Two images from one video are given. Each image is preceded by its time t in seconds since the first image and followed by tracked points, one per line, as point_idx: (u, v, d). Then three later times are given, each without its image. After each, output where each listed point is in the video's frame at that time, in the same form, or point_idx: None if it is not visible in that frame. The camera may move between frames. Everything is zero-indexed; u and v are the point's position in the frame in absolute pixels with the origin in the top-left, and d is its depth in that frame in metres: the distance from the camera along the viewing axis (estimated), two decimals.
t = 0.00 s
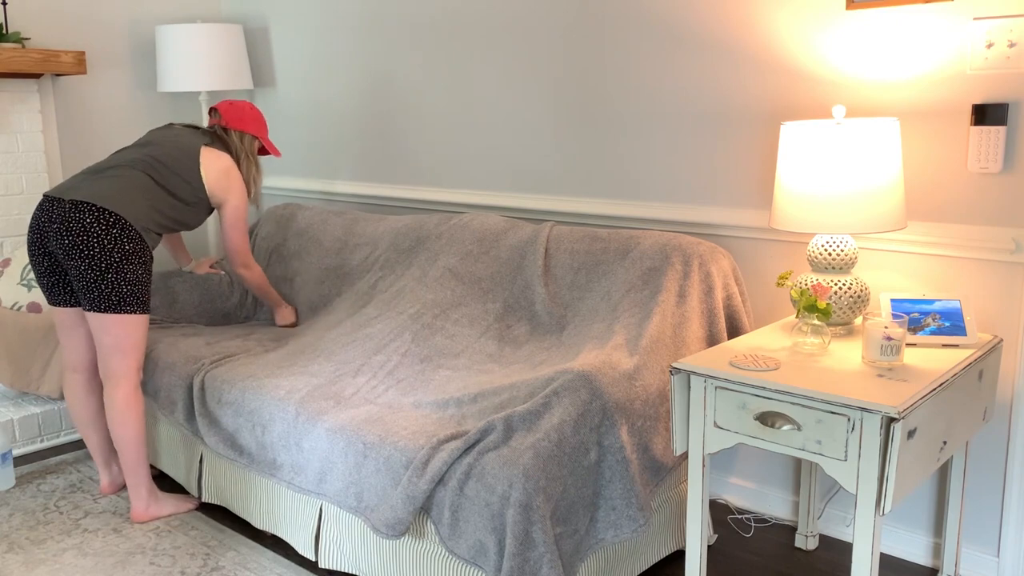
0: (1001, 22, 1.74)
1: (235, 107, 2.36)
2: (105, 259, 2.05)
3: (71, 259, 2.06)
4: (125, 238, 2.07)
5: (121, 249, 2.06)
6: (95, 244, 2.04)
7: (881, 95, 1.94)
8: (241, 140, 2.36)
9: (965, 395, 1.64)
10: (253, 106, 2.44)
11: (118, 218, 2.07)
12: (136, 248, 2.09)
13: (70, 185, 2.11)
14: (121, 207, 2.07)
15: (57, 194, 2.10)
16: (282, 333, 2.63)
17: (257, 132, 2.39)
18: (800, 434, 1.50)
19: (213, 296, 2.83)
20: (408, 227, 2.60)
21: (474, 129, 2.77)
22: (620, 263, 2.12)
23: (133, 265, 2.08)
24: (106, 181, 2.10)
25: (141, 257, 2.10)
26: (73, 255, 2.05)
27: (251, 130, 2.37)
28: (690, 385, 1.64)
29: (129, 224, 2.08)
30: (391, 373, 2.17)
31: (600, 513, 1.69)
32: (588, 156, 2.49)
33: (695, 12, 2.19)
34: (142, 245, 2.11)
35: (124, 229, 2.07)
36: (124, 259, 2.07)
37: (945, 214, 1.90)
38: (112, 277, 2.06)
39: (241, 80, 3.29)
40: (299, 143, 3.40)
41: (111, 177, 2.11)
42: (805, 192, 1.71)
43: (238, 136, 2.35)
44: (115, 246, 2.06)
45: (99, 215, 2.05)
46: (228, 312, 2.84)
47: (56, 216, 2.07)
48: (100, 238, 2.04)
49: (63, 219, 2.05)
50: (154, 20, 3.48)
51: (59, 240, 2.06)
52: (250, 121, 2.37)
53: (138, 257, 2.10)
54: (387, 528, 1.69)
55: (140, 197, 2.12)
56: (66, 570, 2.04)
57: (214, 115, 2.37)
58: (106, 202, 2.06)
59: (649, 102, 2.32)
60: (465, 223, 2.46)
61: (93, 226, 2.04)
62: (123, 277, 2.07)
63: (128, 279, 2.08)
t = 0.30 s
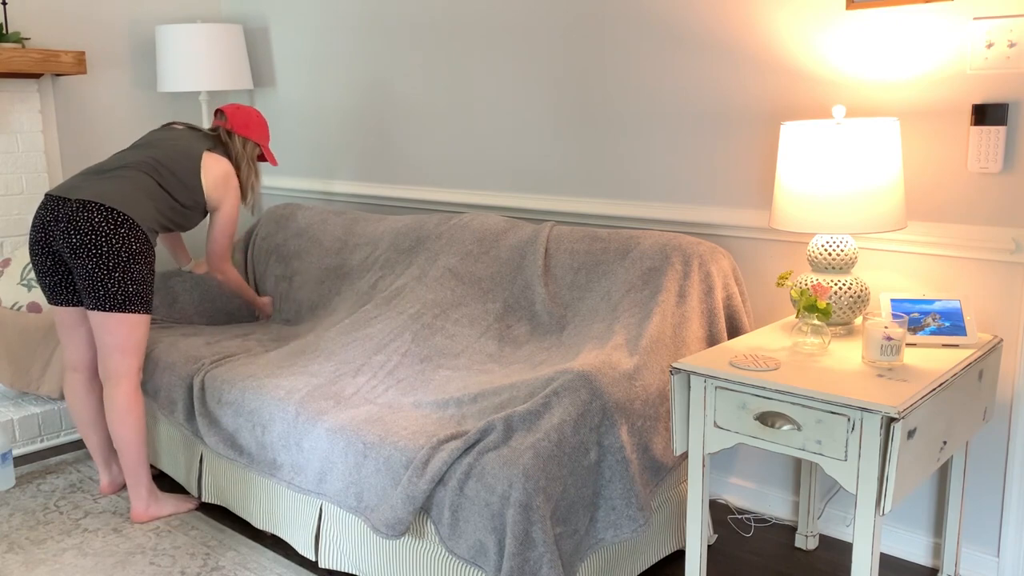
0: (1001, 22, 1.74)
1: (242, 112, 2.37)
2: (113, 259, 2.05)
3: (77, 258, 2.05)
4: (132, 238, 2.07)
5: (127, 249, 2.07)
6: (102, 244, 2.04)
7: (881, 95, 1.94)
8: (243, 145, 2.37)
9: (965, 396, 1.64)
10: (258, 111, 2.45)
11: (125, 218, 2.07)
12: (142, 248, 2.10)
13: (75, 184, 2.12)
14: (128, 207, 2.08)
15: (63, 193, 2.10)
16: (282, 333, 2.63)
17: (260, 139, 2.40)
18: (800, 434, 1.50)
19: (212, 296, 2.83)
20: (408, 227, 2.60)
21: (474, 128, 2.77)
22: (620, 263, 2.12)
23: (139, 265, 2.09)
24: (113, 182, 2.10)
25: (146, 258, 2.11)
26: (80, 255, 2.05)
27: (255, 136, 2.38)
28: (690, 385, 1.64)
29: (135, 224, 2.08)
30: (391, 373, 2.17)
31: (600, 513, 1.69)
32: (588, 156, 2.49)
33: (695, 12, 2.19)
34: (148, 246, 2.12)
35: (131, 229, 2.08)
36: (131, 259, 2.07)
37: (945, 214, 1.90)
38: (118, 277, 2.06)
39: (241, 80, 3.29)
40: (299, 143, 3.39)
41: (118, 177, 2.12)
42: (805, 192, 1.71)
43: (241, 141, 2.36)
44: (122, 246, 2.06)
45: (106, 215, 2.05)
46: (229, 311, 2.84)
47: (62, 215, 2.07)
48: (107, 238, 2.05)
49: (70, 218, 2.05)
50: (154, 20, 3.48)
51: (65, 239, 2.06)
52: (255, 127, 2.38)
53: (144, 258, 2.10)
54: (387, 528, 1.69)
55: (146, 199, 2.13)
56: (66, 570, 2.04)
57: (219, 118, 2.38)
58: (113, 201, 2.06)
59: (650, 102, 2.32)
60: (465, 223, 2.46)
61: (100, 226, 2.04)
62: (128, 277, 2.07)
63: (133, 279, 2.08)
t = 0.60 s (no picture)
0: (1001, 22, 1.74)
1: (229, 99, 2.36)
2: (115, 260, 2.06)
3: (78, 259, 2.06)
4: (133, 238, 2.08)
5: (129, 249, 2.07)
6: (104, 245, 2.05)
7: (881, 95, 1.94)
8: (234, 132, 2.35)
9: (965, 395, 1.64)
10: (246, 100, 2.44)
11: (126, 218, 2.07)
12: (143, 248, 2.11)
13: (73, 184, 2.11)
14: (131, 207, 2.08)
15: (62, 194, 2.10)
16: (282, 333, 2.63)
17: (250, 125, 2.39)
18: (800, 434, 1.50)
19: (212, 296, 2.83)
20: (408, 227, 2.60)
21: (475, 128, 2.77)
22: (620, 263, 2.12)
23: (141, 265, 2.10)
24: (112, 181, 2.10)
25: (148, 257, 2.12)
26: (82, 256, 2.05)
27: (245, 123, 2.37)
28: (690, 385, 1.64)
29: (136, 224, 2.09)
30: (391, 373, 2.17)
31: (600, 513, 1.69)
32: (588, 156, 2.49)
33: (695, 12, 2.19)
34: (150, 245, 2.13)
35: (132, 229, 2.08)
36: (133, 259, 2.08)
37: (945, 215, 1.90)
38: (120, 277, 2.07)
39: (240, 80, 3.29)
40: (299, 143, 3.39)
41: (117, 177, 2.11)
42: (805, 192, 1.71)
43: (231, 128, 2.34)
44: (124, 246, 2.07)
45: (107, 216, 2.05)
46: (229, 308, 2.83)
47: (63, 216, 2.07)
48: (109, 239, 2.05)
49: (71, 218, 2.05)
50: (154, 19, 3.48)
51: (66, 240, 2.06)
52: (244, 114, 2.37)
53: (146, 257, 2.11)
54: (387, 528, 1.69)
55: (146, 198, 2.13)
56: (66, 570, 2.04)
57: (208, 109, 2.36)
58: (115, 202, 2.07)
59: (650, 102, 2.32)
60: (465, 223, 2.46)
61: (101, 227, 2.05)
62: (130, 277, 2.08)
63: (135, 279, 2.09)
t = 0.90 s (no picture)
0: (1001, 22, 1.74)
1: (234, 108, 2.36)
2: (100, 262, 2.05)
3: (66, 261, 2.06)
4: (119, 239, 2.07)
5: (115, 250, 2.06)
6: (89, 247, 2.04)
7: (881, 95, 1.94)
8: (237, 139, 2.34)
9: (965, 395, 1.64)
10: (256, 109, 2.43)
11: (111, 220, 2.06)
12: (130, 249, 2.09)
13: (63, 185, 2.11)
14: (118, 209, 2.08)
15: (50, 195, 2.09)
16: (283, 333, 2.63)
17: (256, 133, 2.37)
18: (800, 434, 1.50)
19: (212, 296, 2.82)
20: (408, 227, 2.60)
21: (475, 128, 2.77)
22: (620, 263, 2.12)
23: (128, 266, 2.08)
24: (102, 182, 2.09)
25: (136, 258, 2.10)
26: (68, 259, 2.05)
27: (249, 130, 2.35)
28: (690, 385, 1.64)
29: (121, 225, 2.08)
30: (391, 373, 2.17)
31: (600, 513, 1.69)
32: (588, 156, 2.49)
33: (695, 12, 2.19)
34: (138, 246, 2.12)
35: (117, 230, 2.07)
36: (119, 261, 2.07)
37: (945, 215, 1.90)
38: (107, 279, 2.06)
39: (240, 80, 3.29)
40: (299, 143, 3.39)
41: (106, 178, 2.10)
42: (805, 192, 1.71)
43: (235, 135, 2.33)
44: (109, 247, 2.06)
45: (91, 218, 2.05)
46: (228, 308, 2.81)
47: (48, 218, 2.06)
48: (93, 241, 2.04)
49: (56, 221, 2.05)
50: (155, 19, 3.48)
51: (53, 243, 2.06)
52: (248, 121, 2.36)
53: (134, 258, 2.10)
54: (387, 528, 1.69)
55: (133, 198, 2.12)
56: (66, 570, 2.04)
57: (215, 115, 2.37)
58: (101, 204, 2.06)
59: (650, 102, 2.32)
60: (465, 223, 2.46)
61: (85, 229, 2.04)
62: (118, 279, 2.07)
63: (123, 280, 2.08)
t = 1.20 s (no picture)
0: (1001, 22, 1.74)
1: (243, 117, 2.38)
2: (94, 261, 2.04)
3: (60, 261, 2.05)
4: (113, 240, 2.06)
5: (109, 250, 2.05)
6: (82, 246, 2.04)
7: (881, 95, 1.94)
8: (244, 149, 2.35)
9: (965, 396, 1.64)
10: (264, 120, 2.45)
11: (104, 220, 2.05)
12: (125, 249, 2.08)
13: (61, 185, 2.11)
14: (111, 208, 2.07)
15: (47, 194, 2.10)
16: (283, 333, 2.63)
17: (264, 143, 2.38)
18: (800, 434, 1.50)
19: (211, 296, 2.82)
20: (408, 227, 2.60)
21: (475, 128, 2.77)
22: (620, 263, 2.12)
23: (122, 267, 2.07)
24: (99, 181, 2.10)
25: (131, 259, 2.09)
26: (62, 258, 2.05)
27: (256, 139, 2.37)
28: (690, 385, 1.64)
29: (115, 224, 2.07)
30: (391, 373, 2.17)
31: (600, 513, 1.69)
32: (588, 156, 2.49)
33: (695, 12, 2.19)
34: (133, 246, 2.10)
35: (112, 230, 2.06)
36: (113, 261, 2.06)
37: (945, 215, 1.90)
38: (101, 279, 2.05)
39: (240, 80, 3.29)
40: (299, 144, 3.40)
41: (103, 177, 2.11)
42: (805, 192, 1.71)
43: (242, 145, 2.35)
44: (103, 247, 2.05)
45: (85, 218, 2.04)
46: (228, 308, 2.81)
47: (43, 217, 2.06)
48: (86, 241, 2.04)
49: (50, 220, 2.05)
50: (155, 19, 3.48)
51: (48, 242, 2.06)
52: (256, 131, 2.38)
53: (128, 258, 2.09)
54: (386, 528, 1.69)
55: (129, 200, 2.11)
56: (66, 570, 2.04)
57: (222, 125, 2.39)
58: (95, 202, 2.05)
59: (650, 102, 2.32)
60: (466, 223, 2.46)
61: (79, 229, 2.03)
62: (112, 279, 2.06)
63: (117, 280, 2.07)
